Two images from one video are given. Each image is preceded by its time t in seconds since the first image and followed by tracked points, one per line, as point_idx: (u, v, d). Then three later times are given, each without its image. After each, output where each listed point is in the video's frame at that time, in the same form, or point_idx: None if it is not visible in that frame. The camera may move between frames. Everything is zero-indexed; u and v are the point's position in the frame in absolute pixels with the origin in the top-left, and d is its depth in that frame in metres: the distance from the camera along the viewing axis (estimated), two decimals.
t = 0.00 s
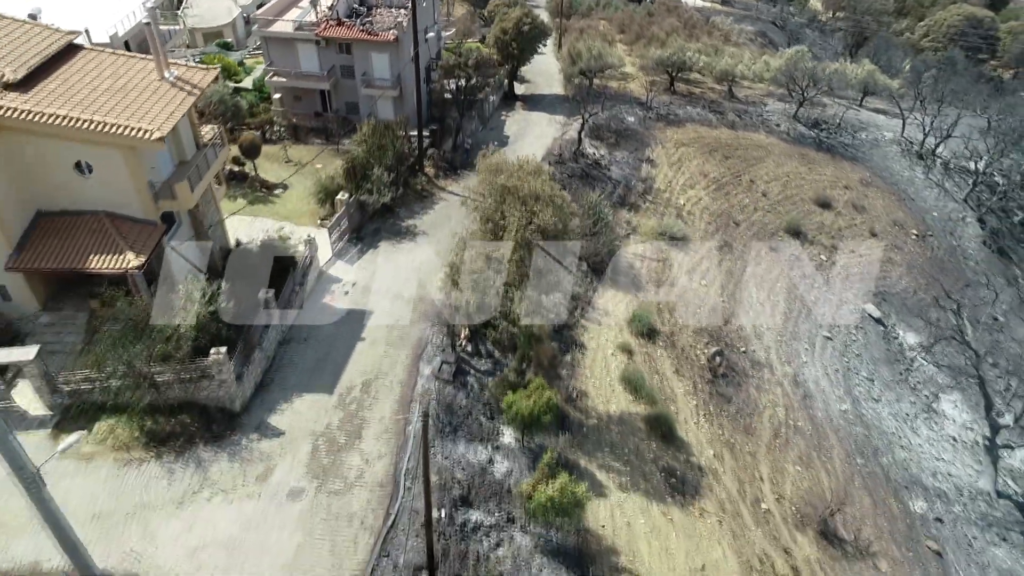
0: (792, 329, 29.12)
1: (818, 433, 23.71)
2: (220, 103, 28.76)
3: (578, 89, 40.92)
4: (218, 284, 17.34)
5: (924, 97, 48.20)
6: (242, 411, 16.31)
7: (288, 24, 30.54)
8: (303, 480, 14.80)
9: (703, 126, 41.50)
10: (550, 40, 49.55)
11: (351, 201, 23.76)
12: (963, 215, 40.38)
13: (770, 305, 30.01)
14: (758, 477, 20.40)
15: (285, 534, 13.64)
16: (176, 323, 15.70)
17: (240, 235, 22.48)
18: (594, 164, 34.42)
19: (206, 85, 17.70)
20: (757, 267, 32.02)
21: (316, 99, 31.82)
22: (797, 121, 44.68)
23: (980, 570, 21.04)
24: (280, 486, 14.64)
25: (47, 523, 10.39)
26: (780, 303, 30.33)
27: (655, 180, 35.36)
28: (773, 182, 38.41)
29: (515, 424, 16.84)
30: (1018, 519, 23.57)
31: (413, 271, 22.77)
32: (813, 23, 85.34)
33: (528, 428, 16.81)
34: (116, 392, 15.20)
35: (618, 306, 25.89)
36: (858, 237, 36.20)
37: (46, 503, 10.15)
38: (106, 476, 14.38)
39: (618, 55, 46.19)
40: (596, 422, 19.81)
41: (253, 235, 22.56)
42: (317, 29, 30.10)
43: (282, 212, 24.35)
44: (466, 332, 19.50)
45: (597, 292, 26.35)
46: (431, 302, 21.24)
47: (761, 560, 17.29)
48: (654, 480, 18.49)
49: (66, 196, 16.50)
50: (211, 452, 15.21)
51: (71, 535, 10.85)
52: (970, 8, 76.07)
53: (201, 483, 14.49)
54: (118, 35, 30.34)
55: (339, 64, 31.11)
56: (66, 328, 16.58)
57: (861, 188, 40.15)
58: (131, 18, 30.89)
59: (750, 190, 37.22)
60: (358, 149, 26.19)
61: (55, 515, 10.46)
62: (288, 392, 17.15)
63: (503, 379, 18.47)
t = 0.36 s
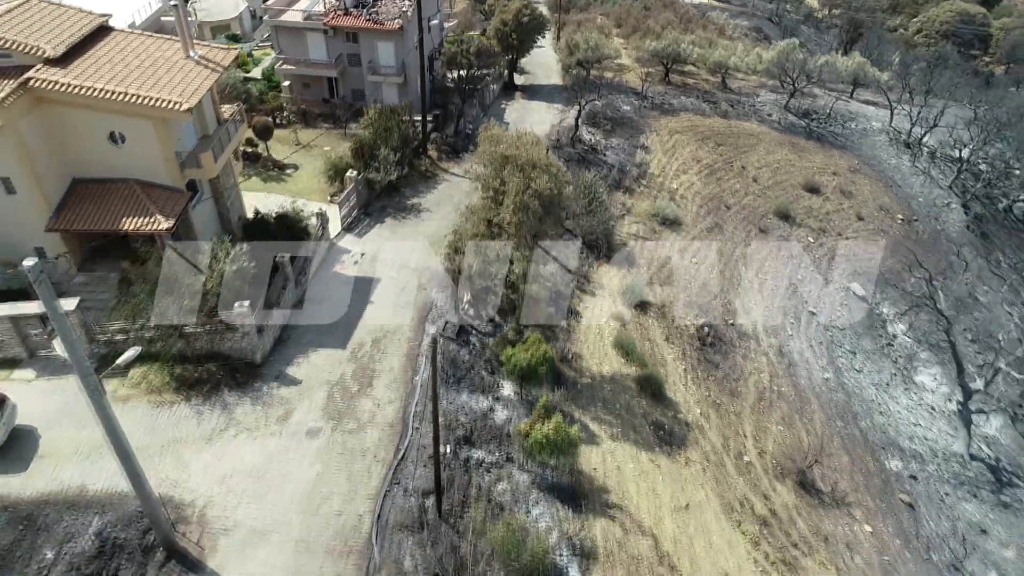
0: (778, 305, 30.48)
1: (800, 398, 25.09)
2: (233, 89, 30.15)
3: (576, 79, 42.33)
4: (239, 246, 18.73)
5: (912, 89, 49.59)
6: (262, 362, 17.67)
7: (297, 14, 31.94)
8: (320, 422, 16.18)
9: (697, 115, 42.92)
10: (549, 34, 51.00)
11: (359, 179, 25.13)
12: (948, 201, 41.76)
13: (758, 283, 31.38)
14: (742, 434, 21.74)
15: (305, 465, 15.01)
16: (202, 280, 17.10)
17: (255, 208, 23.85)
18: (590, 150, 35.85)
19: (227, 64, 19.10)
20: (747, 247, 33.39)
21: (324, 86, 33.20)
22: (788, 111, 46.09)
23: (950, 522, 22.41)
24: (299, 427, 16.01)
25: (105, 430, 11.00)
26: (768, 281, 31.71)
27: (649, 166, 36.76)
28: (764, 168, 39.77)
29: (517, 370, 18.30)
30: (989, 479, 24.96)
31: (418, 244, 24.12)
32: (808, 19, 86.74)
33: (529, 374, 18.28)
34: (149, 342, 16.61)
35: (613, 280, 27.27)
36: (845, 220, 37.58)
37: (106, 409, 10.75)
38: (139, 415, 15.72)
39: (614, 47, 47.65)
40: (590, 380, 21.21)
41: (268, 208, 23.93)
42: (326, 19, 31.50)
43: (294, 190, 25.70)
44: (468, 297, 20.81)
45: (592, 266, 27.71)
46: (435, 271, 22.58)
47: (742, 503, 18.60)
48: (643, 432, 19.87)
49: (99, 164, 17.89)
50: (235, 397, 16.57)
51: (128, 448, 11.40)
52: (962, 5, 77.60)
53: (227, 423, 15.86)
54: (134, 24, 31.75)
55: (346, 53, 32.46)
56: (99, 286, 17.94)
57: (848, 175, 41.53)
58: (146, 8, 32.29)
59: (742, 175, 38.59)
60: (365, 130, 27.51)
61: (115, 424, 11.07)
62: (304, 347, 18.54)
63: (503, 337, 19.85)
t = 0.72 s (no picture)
0: (766, 283, 31.90)
1: (785, 367, 26.51)
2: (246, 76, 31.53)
3: (574, 71, 43.79)
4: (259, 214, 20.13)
5: (901, 82, 51.03)
6: (281, 321, 19.04)
7: (306, 6, 33.36)
8: (335, 372, 17.59)
9: (691, 105, 44.39)
10: (548, 28, 52.49)
11: (367, 159, 26.55)
12: (934, 189, 43.24)
13: (747, 262, 32.83)
14: (727, 396, 23.17)
15: (323, 408, 16.43)
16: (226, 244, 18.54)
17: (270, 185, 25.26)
18: (587, 137, 37.33)
19: (248, 47, 20.55)
20: (737, 229, 34.83)
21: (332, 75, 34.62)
22: (780, 102, 47.52)
23: (924, 480, 23.76)
24: (316, 375, 17.43)
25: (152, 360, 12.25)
26: (757, 261, 33.15)
27: (644, 153, 38.18)
28: (755, 156, 41.16)
29: (513, 335, 20.18)
30: (963, 443, 26.37)
31: (423, 220, 25.54)
32: (804, 15, 88.24)
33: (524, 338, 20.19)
34: (178, 300, 18.03)
35: (608, 256, 28.70)
36: (832, 205, 39.03)
37: (153, 340, 12.02)
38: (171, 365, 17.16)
39: (611, 41, 49.16)
40: (584, 344, 22.66)
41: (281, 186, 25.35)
42: (334, 10, 32.90)
43: (305, 170, 27.11)
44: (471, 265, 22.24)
45: (588, 244, 29.16)
46: (439, 243, 23.99)
47: (726, 454, 20.03)
48: (634, 390, 21.33)
49: (130, 137, 19.36)
50: (257, 349, 18.03)
51: (173, 379, 12.75)
52: (954, 2, 79.17)
53: (251, 372, 17.30)
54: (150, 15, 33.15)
55: (353, 43, 33.96)
56: (130, 251, 19.37)
57: (837, 163, 42.92)
58: None
59: (734, 162, 40.04)
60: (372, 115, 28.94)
61: (161, 355, 12.31)
62: (319, 309, 19.93)
63: (503, 301, 21.29)
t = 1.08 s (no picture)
0: (755, 263, 33.32)
1: (770, 338, 27.96)
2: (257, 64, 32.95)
3: (572, 62, 45.28)
4: (276, 186, 21.55)
5: (890, 74, 52.54)
6: (297, 287, 20.40)
7: None
8: (348, 329, 19.04)
9: (685, 95, 45.89)
10: (547, 22, 54.01)
11: (374, 141, 28.00)
12: (920, 177, 44.78)
13: (737, 243, 34.30)
14: (715, 361, 24.61)
15: (338, 360, 17.84)
16: (247, 213, 19.98)
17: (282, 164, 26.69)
18: (584, 125, 38.82)
19: (266, 32, 22.03)
20: (727, 213, 36.30)
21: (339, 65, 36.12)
22: (771, 93, 48.99)
23: (900, 441, 25.21)
24: (331, 331, 18.88)
25: (189, 301, 13.73)
26: (746, 242, 34.60)
27: (639, 141, 39.66)
28: (747, 145, 42.61)
29: (512, 300, 21.42)
30: (939, 410, 27.83)
31: (428, 198, 26.98)
32: (799, 12, 89.72)
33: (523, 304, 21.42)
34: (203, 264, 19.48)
35: (603, 235, 30.15)
36: (821, 191, 40.46)
37: (192, 283, 13.47)
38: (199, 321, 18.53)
39: (608, 34, 50.68)
40: (580, 312, 24.10)
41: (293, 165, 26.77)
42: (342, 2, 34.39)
43: (316, 151, 28.54)
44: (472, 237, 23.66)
45: (585, 223, 30.61)
46: (443, 219, 25.44)
47: (711, 411, 21.48)
48: (626, 353, 22.79)
49: (157, 115, 20.84)
50: (276, 308, 19.48)
51: (207, 321, 14.16)
52: None
53: (271, 328, 18.76)
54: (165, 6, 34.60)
55: (360, 34, 35.47)
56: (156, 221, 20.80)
57: (827, 152, 44.35)
58: None
59: (726, 150, 41.52)
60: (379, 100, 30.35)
61: (196, 296, 13.78)
62: (332, 275, 21.32)
63: (504, 270, 22.69)
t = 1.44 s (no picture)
0: (744, 244, 34.77)
1: (757, 312, 29.44)
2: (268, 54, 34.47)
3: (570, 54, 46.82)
4: (292, 161, 23.00)
5: (879, 67, 54.15)
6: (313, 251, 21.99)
7: None
8: (360, 291, 20.53)
9: (680, 86, 47.40)
10: (547, 17, 55.57)
11: (381, 125, 29.50)
12: (907, 165, 46.28)
13: (728, 225, 35.78)
14: (702, 330, 26.09)
15: (351, 319, 19.34)
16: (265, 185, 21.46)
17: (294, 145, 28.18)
18: (581, 113, 40.31)
19: (281, 19, 23.56)
20: (719, 197, 37.78)
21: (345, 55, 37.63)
22: (764, 85, 50.49)
23: (877, 406, 26.69)
24: (344, 293, 20.37)
25: (220, 254, 15.27)
26: (736, 225, 36.06)
27: (635, 129, 41.13)
28: (739, 133, 44.06)
29: (512, 263, 22.68)
30: (917, 380, 29.30)
31: (433, 178, 28.47)
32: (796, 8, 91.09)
33: (522, 266, 22.69)
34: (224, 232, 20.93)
35: (599, 215, 31.61)
36: (810, 178, 41.86)
37: (223, 237, 15.00)
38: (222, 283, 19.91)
39: (605, 28, 52.26)
40: (575, 284, 25.57)
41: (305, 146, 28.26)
42: None
43: (325, 134, 29.98)
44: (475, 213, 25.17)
45: (581, 205, 32.07)
46: (447, 196, 26.94)
47: (697, 372, 22.98)
48: (618, 320, 24.24)
49: (181, 95, 22.38)
50: (293, 273, 20.97)
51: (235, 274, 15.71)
52: None
53: (288, 290, 20.25)
54: None
55: (366, 25, 37.00)
56: (180, 194, 22.30)
57: (817, 141, 45.80)
58: None
59: (719, 138, 42.98)
60: (385, 87, 31.80)
61: (226, 250, 15.34)
62: (343, 245, 22.80)
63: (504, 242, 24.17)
